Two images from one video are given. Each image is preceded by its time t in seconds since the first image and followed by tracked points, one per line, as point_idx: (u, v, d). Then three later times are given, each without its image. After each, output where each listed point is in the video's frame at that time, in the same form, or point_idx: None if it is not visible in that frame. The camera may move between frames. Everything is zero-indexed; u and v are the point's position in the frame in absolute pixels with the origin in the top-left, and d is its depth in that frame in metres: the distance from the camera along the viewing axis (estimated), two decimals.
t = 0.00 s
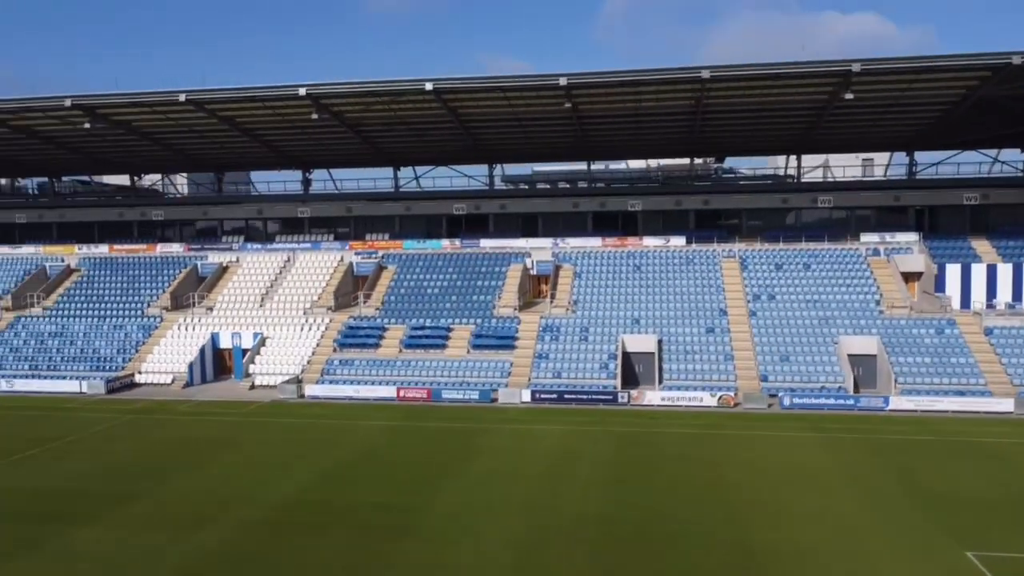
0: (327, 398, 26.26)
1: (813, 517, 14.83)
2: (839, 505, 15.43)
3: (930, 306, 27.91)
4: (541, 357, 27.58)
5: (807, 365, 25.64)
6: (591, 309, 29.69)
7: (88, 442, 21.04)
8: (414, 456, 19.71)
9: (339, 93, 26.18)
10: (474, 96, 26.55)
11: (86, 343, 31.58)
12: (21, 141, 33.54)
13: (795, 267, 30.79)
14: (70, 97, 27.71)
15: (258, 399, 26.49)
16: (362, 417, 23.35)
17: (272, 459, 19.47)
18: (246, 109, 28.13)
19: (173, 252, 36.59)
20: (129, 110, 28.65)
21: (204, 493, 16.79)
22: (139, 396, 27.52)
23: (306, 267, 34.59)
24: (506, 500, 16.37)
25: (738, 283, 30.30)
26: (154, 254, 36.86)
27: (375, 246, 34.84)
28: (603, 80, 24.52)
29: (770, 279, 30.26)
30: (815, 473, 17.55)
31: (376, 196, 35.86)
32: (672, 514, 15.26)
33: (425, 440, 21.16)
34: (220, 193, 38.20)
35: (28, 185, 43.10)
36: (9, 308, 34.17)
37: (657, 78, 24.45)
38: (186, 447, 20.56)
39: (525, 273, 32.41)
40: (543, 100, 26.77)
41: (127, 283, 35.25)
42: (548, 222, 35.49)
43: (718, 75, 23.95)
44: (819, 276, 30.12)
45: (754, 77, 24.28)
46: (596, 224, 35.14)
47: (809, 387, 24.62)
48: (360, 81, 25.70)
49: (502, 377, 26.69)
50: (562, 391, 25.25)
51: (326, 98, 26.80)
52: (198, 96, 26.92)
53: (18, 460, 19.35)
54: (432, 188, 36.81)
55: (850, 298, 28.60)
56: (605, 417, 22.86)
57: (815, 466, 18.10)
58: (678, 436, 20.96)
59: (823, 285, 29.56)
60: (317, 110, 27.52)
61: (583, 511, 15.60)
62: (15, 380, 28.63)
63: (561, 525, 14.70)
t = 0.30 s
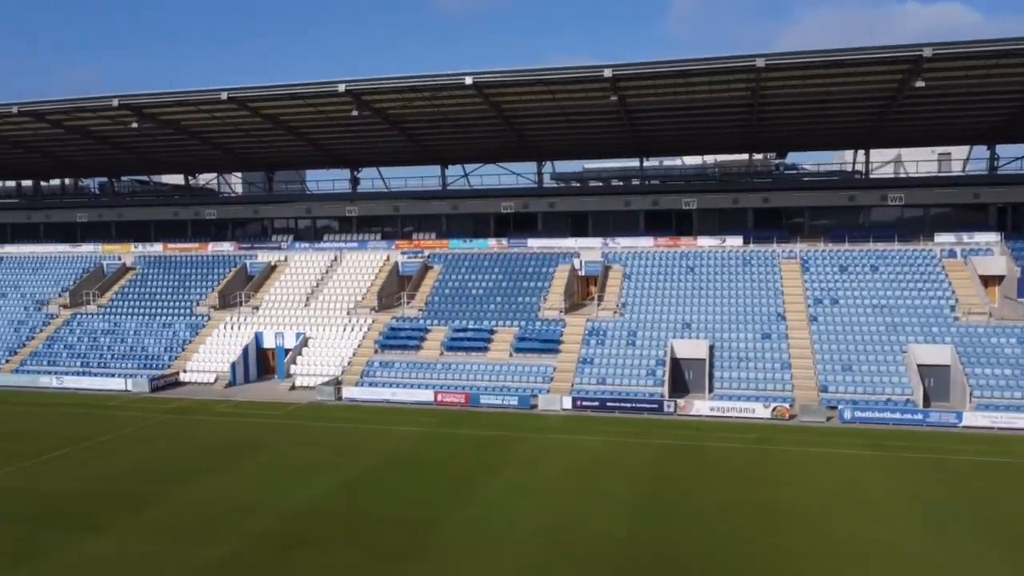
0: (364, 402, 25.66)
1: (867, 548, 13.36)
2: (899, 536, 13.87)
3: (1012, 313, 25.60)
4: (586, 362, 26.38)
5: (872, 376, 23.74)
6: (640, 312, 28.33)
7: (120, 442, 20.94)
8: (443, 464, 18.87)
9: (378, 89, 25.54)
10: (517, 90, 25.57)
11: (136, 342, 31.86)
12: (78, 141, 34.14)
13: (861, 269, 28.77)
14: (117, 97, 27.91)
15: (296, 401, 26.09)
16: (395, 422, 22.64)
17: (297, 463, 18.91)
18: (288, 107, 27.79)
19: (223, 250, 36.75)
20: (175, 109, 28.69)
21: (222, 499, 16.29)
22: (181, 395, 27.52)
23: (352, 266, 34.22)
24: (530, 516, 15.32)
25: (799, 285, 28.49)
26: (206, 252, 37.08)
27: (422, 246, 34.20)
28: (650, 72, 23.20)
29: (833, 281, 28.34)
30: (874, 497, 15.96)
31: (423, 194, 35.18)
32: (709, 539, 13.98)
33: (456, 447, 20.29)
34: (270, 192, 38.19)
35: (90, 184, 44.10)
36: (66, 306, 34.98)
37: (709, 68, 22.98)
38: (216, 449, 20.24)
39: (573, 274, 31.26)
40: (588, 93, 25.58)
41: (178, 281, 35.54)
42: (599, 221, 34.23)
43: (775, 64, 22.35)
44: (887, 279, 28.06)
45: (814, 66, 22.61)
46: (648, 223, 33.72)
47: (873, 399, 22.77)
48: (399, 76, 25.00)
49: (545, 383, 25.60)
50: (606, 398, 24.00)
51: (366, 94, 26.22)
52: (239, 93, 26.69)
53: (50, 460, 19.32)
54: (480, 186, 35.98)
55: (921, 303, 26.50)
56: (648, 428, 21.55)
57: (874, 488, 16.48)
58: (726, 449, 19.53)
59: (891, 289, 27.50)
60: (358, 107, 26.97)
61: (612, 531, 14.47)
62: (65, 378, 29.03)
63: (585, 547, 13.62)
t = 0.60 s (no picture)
0: (400, 405, 25.01)
1: None
2: None
3: None
4: (631, 367, 25.11)
5: (941, 387, 21.78)
6: (689, 315, 26.92)
7: (151, 443, 20.77)
8: (469, 474, 17.99)
9: (416, 83, 24.77)
10: (559, 82, 24.48)
11: (183, 339, 32.04)
12: (131, 140, 34.63)
13: (932, 271, 26.67)
14: (162, 95, 28.00)
15: (332, 402, 25.64)
16: (427, 428, 21.87)
17: (321, 469, 18.31)
18: (329, 103, 27.34)
19: (271, 249, 36.77)
20: (219, 107, 28.62)
21: (237, 507, 15.75)
22: (221, 394, 27.44)
23: (397, 265, 33.71)
24: (551, 536, 14.28)
25: (862, 288, 26.58)
26: (255, 251, 37.16)
27: (467, 245, 33.43)
28: (697, 61, 21.80)
29: (901, 283, 26.33)
30: (935, 526, 14.32)
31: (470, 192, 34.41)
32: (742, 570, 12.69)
33: (486, 456, 19.38)
34: (319, 190, 38.03)
35: (150, 184, 44.95)
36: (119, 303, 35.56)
37: (764, 55, 21.39)
38: (242, 452, 19.84)
39: (621, 274, 30.03)
40: (634, 84, 24.35)
41: (227, 279, 35.71)
42: (651, 219, 32.86)
43: (833, 49, 20.67)
44: (962, 282, 25.89)
45: (877, 51, 20.83)
46: (703, 222, 32.19)
47: (942, 413, 20.86)
48: (437, 70, 24.20)
49: (585, 389, 24.46)
50: (650, 407, 22.68)
51: (404, 89, 25.55)
52: (279, 90, 26.36)
53: (79, 461, 19.24)
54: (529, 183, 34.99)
55: (999, 309, 24.31)
56: (691, 440, 20.22)
57: (934, 515, 14.85)
58: (774, 466, 18.08)
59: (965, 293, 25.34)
60: (397, 102, 26.33)
61: (635, 558, 13.32)
62: (113, 374, 29.34)
63: None
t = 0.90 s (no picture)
0: (435, 409, 24.26)
1: None
2: None
3: None
4: (676, 373, 23.78)
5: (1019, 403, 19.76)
6: (740, 319, 25.38)
7: (179, 445, 20.51)
8: (493, 485, 17.00)
9: (452, 77, 23.96)
10: (601, 73, 23.33)
11: (228, 338, 32.08)
12: (182, 140, 34.95)
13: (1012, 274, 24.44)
14: (205, 94, 27.99)
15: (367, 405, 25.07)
16: (458, 434, 21.03)
17: (341, 477, 17.60)
18: (368, 99, 26.80)
19: (318, 248, 36.61)
20: (260, 105, 28.45)
21: (247, 515, 15.15)
22: (260, 394, 27.23)
23: (442, 265, 33.05)
24: (570, 558, 13.18)
25: (932, 292, 24.56)
26: (303, 249, 37.09)
27: (513, 243, 32.51)
28: (747, 48, 20.33)
29: (976, 287, 24.20)
30: (1006, 561, 12.67)
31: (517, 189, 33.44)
32: None
33: (515, 466, 18.36)
34: (366, 188, 37.66)
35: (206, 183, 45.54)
36: (170, 301, 35.98)
37: (819, 39, 19.80)
38: (266, 456, 19.34)
39: (670, 275, 28.66)
40: (681, 74, 23.02)
41: (274, 278, 35.70)
42: (704, 218, 31.35)
43: (897, 31, 18.94)
44: None
45: (948, 32, 19.00)
46: (759, 220, 30.51)
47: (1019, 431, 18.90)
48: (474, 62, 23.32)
49: (628, 396, 23.23)
50: (694, 416, 21.32)
51: (442, 83, 24.77)
52: (317, 86, 25.95)
53: (105, 461, 19.06)
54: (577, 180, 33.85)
55: None
56: (736, 455, 18.80)
57: (1004, 548, 13.19)
58: (826, 486, 16.56)
59: None
60: (435, 96, 25.58)
61: None
62: (158, 372, 29.53)
63: None
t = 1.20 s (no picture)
0: (470, 415, 23.41)
1: None
2: None
3: None
4: (723, 382, 22.35)
5: None
6: (795, 325, 23.72)
7: (204, 446, 20.10)
8: (515, 502, 15.89)
9: (489, 70, 23.02)
10: (645, 62, 22.03)
11: (271, 337, 31.95)
12: (230, 139, 35.06)
13: None
14: (246, 92, 27.82)
15: (401, 409, 24.41)
16: (489, 443, 20.12)
17: (359, 487, 16.75)
18: (406, 94, 26.11)
19: (364, 247, 36.26)
20: (300, 102, 28.12)
21: (253, 528, 14.42)
22: (297, 395, 26.91)
23: (486, 264, 32.22)
24: None
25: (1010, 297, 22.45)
26: (349, 248, 36.81)
27: (558, 243, 31.43)
28: (800, 32, 18.79)
29: None
30: None
31: (563, 187, 32.35)
32: None
33: (542, 480, 17.23)
34: (412, 187, 37.12)
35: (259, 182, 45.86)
36: (219, 300, 36.19)
37: (881, 22, 18.09)
38: (288, 462, 18.72)
39: (722, 277, 27.15)
40: (730, 63, 21.54)
41: (320, 277, 35.50)
42: (759, 217, 29.70)
43: (968, 11, 17.12)
44: None
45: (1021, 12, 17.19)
46: (820, 219, 28.67)
47: None
48: (511, 54, 22.28)
49: (671, 405, 21.92)
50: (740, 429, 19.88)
51: (479, 76, 23.86)
52: (354, 82, 25.40)
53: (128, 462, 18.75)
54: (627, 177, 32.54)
55: None
56: (783, 473, 17.35)
57: None
58: (882, 512, 15.02)
59: None
60: (472, 90, 24.70)
61: None
62: (200, 371, 29.58)
63: None
